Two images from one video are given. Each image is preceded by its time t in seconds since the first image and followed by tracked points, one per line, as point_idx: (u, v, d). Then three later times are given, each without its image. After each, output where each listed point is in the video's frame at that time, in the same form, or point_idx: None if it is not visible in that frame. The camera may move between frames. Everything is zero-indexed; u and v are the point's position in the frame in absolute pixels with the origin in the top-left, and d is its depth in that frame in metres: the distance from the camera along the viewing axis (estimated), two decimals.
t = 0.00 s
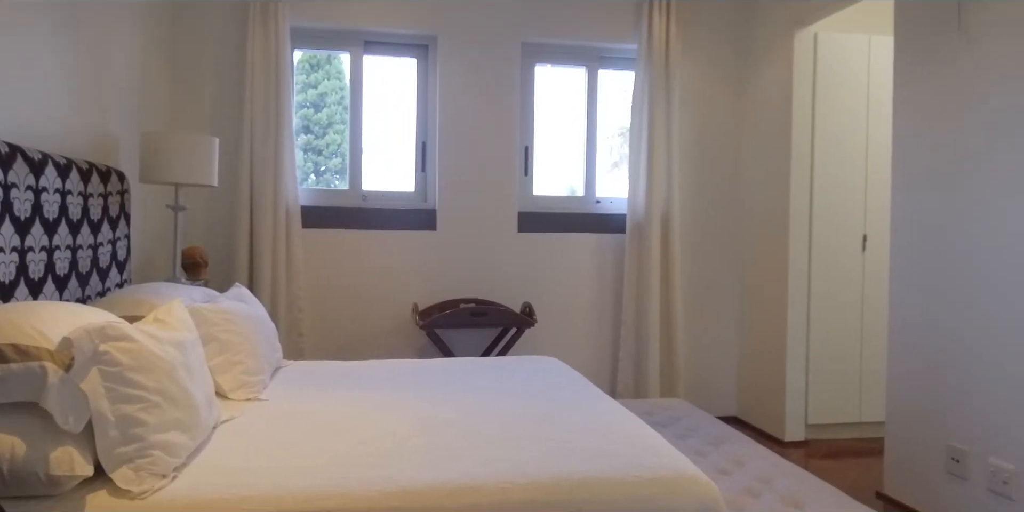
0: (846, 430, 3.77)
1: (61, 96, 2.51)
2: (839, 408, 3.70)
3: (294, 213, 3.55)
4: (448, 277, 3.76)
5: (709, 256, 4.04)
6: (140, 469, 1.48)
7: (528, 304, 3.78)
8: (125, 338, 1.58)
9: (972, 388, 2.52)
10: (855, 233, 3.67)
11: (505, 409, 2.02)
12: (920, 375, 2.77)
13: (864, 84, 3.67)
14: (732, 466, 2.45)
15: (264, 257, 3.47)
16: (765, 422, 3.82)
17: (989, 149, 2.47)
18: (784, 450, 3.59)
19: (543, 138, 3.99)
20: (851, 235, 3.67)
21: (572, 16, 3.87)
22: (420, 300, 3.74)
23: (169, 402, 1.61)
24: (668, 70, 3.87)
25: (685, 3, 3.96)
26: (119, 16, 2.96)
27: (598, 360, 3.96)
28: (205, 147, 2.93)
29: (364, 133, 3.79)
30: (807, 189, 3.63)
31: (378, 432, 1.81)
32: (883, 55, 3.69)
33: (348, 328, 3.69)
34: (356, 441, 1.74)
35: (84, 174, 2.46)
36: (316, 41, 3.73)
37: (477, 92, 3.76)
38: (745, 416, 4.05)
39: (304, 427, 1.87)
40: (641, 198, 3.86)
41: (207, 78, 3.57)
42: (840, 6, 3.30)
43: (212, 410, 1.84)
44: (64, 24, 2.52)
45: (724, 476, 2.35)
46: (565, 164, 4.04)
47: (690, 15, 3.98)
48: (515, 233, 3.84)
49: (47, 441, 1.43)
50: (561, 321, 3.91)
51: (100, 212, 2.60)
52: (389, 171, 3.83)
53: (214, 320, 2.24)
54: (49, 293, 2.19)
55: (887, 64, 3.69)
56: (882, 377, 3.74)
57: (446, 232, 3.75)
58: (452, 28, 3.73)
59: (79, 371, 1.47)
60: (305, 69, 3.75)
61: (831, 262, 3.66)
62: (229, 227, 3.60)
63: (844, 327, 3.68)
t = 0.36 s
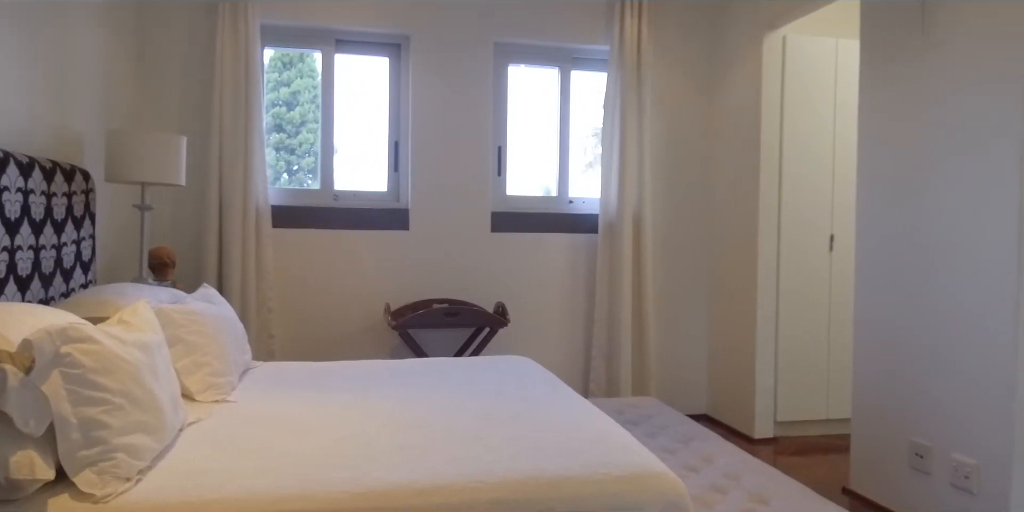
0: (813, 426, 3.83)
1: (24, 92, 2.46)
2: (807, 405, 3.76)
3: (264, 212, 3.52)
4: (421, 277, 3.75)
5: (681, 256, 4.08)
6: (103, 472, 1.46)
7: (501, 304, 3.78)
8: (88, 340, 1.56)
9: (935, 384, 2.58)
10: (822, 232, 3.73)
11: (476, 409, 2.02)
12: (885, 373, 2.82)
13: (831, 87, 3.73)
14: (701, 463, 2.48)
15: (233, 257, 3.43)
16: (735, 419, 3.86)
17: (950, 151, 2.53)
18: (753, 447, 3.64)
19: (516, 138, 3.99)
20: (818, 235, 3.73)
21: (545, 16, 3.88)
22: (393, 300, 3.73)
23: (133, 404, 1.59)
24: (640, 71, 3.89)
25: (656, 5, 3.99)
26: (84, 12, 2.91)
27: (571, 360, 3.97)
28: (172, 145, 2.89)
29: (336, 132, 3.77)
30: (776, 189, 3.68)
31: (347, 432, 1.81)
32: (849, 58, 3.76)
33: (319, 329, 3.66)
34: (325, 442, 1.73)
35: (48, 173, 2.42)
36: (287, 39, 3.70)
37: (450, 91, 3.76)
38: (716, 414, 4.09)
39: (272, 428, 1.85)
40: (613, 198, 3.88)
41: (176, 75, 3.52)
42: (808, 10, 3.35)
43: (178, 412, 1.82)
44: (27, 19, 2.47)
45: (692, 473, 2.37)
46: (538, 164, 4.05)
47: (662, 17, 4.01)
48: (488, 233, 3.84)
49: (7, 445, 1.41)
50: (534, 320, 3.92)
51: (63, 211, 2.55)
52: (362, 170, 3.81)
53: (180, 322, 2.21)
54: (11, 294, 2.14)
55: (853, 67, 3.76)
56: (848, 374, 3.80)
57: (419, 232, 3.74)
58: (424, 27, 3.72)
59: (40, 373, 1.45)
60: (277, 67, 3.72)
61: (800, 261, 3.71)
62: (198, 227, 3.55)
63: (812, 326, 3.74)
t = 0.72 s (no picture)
0: (778, 423, 3.89)
1: None
2: (772, 402, 3.82)
3: (230, 211, 3.48)
4: (390, 277, 3.74)
5: (649, 255, 4.11)
6: (61, 475, 1.44)
7: (471, 304, 3.78)
8: (46, 341, 1.52)
9: (894, 380, 2.64)
10: (787, 233, 3.80)
11: (443, 408, 2.02)
12: (846, 369, 2.88)
13: (795, 89, 3.80)
14: (667, 459, 2.51)
15: (198, 257, 3.39)
16: (702, 416, 3.91)
17: (909, 152, 2.59)
18: (720, 444, 3.68)
19: (486, 138, 4.00)
20: (783, 235, 3.80)
21: (514, 16, 3.89)
22: (362, 300, 3.71)
23: (93, 406, 1.56)
24: (609, 71, 3.92)
25: (625, 6, 4.02)
26: (43, 7, 2.85)
27: (540, 359, 3.99)
28: (135, 142, 2.85)
29: (304, 131, 3.73)
30: (742, 190, 3.73)
31: (313, 433, 1.79)
32: (812, 61, 3.82)
33: (287, 329, 3.63)
34: (289, 442, 1.72)
35: (5, 171, 2.36)
36: (254, 36, 3.66)
37: (419, 91, 3.75)
38: (683, 412, 4.14)
39: (236, 430, 1.83)
40: (583, 198, 3.90)
41: (139, 72, 3.47)
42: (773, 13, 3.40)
43: (140, 414, 1.79)
44: None
45: (657, 470, 2.39)
46: (508, 164, 4.05)
47: (630, 18, 4.04)
48: (458, 233, 3.84)
49: None
50: (504, 320, 3.92)
51: (22, 210, 2.50)
52: (331, 169, 3.78)
53: (142, 322, 2.17)
54: None
55: (816, 70, 3.83)
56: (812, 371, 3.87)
57: (388, 232, 3.73)
58: (393, 25, 3.70)
59: None
60: (245, 64, 3.68)
61: (765, 261, 3.77)
62: (162, 226, 3.50)
63: (776, 324, 3.80)
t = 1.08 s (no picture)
0: (740, 419, 3.95)
1: None
2: (734, 399, 3.88)
3: (191, 210, 3.42)
4: (355, 277, 3.71)
5: (614, 255, 4.15)
6: (12, 479, 1.40)
7: (437, 304, 3.77)
8: None
9: (851, 376, 2.70)
10: (748, 232, 3.87)
11: (406, 408, 2.02)
12: (805, 366, 2.94)
13: (757, 91, 3.86)
14: (630, 457, 2.53)
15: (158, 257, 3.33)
16: (666, 414, 3.95)
17: (866, 153, 2.65)
18: (683, 441, 3.73)
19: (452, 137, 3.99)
20: (744, 234, 3.86)
21: (480, 16, 3.90)
22: (326, 300, 3.68)
23: (45, 409, 1.53)
24: (575, 72, 3.94)
25: (590, 8, 4.05)
26: None
27: (506, 358, 3.99)
28: (92, 140, 2.79)
29: (268, 129, 3.69)
30: (705, 189, 3.78)
31: (273, 434, 1.78)
32: (773, 64, 3.89)
33: (249, 330, 3.58)
34: (249, 444, 1.70)
35: None
36: (217, 33, 3.61)
37: (385, 89, 3.73)
38: (648, 410, 4.18)
39: (195, 432, 1.81)
40: (549, 197, 3.92)
41: (96, 68, 3.39)
42: (735, 16, 3.46)
43: (94, 416, 1.75)
44: None
45: (619, 467, 2.41)
46: (475, 164, 4.05)
47: (595, 19, 4.07)
48: (424, 233, 3.83)
49: None
50: (470, 319, 3.92)
51: None
52: (295, 168, 3.74)
53: (98, 323, 2.13)
54: None
55: (777, 72, 3.90)
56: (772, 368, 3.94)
57: (353, 231, 3.70)
58: (357, 23, 3.68)
59: None
60: (209, 61, 3.62)
61: (726, 259, 3.83)
62: (120, 225, 3.43)
63: (738, 322, 3.87)
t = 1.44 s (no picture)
0: (701, 416, 4.01)
1: None
2: (696, 396, 3.93)
3: (148, 210, 3.36)
4: (317, 277, 3.68)
5: (578, 254, 4.17)
6: None
7: (400, 304, 3.75)
8: None
9: (808, 373, 2.76)
10: (710, 232, 3.93)
11: (368, 408, 2.00)
12: (763, 363, 2.99)
13: (717, 93, 3.92)
14: (592, 454, 2.55)
15: (113, 257, 3.26)
16: (629, 411, 3.99)
17: (822, 154, 2.71)
18: (646, 438, 3.77)
19: (417, 136, 3.97)
20: (705, 233, 3.92)
21: (444, 15, 3.89)
22: (288, 300, 3.64)
23: None
24: (539, 72, 3.96)
25: (553, 8, 4.07)
26: None
27: (471, 358, 3.99)
28: (44, 137, 2.72)
29: (229, 127, 3.64)
30: (667, 189, 3.83)
31: (232, 436, 1.75)
32: (733, 66, 3.95)
33: (209, 331, 3.52)
34: (207, 447, 1.68)
35: None
36: (175, 29, 3.54)
37: (347, 88, 3.70)
38: (612, 408, 4.21)
39: (151, 435, 1.77)
40: (513, 197, 3.93)
41: (48, 63, 3.30)
42: (696, 18, 3.51)
43: (46, 420, 1.71)
44: None
45: (581, 465, 2.43)
46: (439, 163, 4.04)
47: (558, 20, 4.09)
48: (388, 232, 3.80)
49: None
50: (434, 319, 3.91)
51: None
52: (256, 166, 3.69)
53: (51, 324, 2.07)
54: None
55: (736, 74, 3.96)
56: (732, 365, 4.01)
57: (315, 231, 3.67)
58: (319, 21, 3.64)
59: None
60: (168, 57, 3.55)
61: (687, 258, 3.89)
62: (75, 224, 3.35)
63: (699, 320, 3.92)
